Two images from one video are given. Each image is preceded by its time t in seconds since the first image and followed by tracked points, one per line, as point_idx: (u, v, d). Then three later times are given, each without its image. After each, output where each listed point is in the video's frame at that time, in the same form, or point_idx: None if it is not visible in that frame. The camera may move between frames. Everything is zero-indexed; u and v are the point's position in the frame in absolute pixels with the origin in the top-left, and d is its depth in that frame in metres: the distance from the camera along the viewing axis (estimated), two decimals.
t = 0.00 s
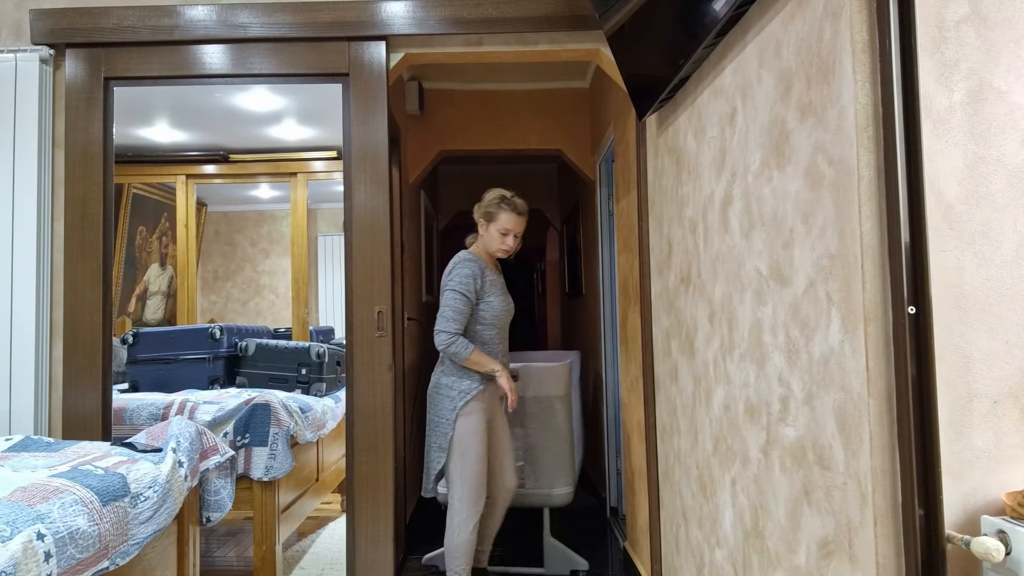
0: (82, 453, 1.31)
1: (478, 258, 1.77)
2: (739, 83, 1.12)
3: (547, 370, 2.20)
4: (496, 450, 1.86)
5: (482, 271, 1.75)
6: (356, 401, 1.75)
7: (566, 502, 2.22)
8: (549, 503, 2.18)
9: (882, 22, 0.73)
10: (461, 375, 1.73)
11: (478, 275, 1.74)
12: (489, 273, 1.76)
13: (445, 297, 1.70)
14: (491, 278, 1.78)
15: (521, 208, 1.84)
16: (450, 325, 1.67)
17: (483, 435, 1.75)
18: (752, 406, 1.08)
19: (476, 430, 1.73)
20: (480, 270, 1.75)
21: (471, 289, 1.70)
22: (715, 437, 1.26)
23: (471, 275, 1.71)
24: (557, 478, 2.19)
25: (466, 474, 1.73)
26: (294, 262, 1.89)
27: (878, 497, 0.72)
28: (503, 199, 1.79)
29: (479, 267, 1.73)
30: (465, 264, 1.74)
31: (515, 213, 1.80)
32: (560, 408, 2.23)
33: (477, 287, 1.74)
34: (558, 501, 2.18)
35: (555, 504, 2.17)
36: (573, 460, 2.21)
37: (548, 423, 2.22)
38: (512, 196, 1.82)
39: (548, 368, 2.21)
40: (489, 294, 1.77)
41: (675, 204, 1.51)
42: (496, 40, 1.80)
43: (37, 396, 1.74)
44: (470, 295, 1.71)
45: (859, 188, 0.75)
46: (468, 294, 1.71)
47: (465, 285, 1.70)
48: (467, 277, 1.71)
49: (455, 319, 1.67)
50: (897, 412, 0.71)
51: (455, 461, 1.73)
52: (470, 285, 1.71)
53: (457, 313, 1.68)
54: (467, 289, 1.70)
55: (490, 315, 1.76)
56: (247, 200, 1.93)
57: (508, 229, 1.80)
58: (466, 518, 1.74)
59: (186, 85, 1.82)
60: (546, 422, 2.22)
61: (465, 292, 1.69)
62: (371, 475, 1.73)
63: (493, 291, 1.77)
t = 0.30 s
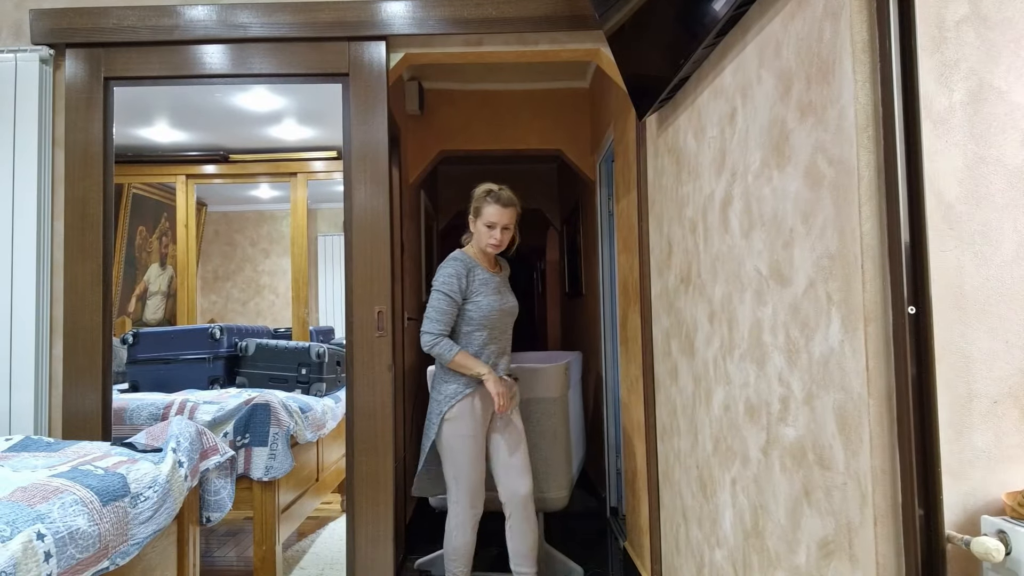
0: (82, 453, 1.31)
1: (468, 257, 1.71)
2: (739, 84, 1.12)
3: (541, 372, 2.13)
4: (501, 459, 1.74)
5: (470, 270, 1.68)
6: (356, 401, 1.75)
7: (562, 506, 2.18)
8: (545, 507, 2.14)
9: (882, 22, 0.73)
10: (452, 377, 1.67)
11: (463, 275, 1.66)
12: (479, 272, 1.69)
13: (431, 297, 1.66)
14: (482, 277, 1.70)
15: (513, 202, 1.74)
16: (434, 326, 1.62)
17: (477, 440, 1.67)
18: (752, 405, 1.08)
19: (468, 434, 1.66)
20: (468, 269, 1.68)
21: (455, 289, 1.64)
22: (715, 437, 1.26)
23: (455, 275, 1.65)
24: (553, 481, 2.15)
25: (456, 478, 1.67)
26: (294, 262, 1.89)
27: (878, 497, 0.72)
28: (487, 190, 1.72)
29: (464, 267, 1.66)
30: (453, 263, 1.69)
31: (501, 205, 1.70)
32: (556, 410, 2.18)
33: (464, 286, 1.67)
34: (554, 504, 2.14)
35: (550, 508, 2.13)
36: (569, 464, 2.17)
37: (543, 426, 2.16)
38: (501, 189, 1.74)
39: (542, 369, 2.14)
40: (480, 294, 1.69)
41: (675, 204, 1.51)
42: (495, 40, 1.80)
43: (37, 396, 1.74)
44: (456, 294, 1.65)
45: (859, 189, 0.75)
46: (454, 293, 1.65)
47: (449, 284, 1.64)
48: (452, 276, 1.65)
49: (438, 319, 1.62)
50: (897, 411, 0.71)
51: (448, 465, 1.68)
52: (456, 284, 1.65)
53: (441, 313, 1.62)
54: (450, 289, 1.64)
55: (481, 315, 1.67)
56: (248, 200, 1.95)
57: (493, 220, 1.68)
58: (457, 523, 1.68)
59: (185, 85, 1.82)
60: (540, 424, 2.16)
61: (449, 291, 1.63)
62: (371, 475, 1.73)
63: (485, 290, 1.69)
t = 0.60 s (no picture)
0: (86, 452, 1.32)
1: (473, 255, 1.64)
2: (742, 83, 1.12)
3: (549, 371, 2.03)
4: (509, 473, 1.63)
5: (473, 268, 1.61)
6: (359, 402, 1.75)
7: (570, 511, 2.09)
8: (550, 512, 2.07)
9: (885, 22, 0.73)
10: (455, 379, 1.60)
11: (465, 274, 1.60)
12: (483, 270, 1.61)
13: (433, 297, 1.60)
14: (486, 275, 1.62)
15: (518, 197, 1.66)
16: (434, 326, 1.57)
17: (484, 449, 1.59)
18: (755, 405, 1.08)
19: (474, 442, 1.58)
20: (471, 267, 1.61)
21: (454, 287, 1.58)
22: (718, 436, 1.26)
23: (455, 273, 1.59)
24: (562, 484, 2.06)
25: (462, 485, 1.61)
26: (297, 260, 2.17)
27: (882, 498, 0.72)
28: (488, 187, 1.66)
29: (465, 264, 1.60)
30: (456, 261, 1.62)
31: (503, 200, 1.63)
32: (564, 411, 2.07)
33: (466, 284, 1.60)
34: (562, 508, 2.06)
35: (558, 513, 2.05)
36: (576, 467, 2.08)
37: (550, 428, 2.07)
38: (505, 185, 1.67)
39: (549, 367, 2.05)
40: (484, 292, 1.61)
41: (678, 203, 1.51)
42: (498, 40, 1.80)
43: (40, 395, 1.74)
44: (458, 293, 1.58)
45: (863, 188, 0.75)
46: (456, 292, 1.58)
47: (450, 283, 1.58)
48: (453, 274, 1.58)
49: (438, 318, 1.56)
50: (901, 411, 0.71)
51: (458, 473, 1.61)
52: (457, 283, 1.59)
53: (441, 312, 1.57)
54: (450, 287, 1.57)
55: (485, 315, 1.59)
56: (250, 200, 2.24)
57: (493, 216, 1.62)
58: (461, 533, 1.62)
59: (189, 87, 1.85)
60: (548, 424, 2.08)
61: (449, 290, 1.57)
62: (375, 474, 1.73)
63: (488, 289, 1.60)
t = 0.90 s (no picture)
0: (90, 451, 1.32)
1: (486, 246, 1.62)
2: (746, 82, 1.12)
3: (564, 371, 2.01)
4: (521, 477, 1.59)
5: (487, 259, 1.58)
6: (363, 401, 1.75)
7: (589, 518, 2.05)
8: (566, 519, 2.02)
9: (889, 21, 0.72)
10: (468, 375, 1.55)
11: (479, 265, 1.57)
12: (496, 261, 1.59)
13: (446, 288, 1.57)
14: (499, 267, 1.59)
15: (533, 187, 1.63)
16: (447, 318, 1.53)
17: (494, 455, 1.53)
18: (758, 405, 1.08)
19: (483, 445, 1.53)
20: (485, 259, 1.59)
21: (469, 277, 1.55)
22: (721, 436, 1.26)
23: (470, 263, 1.56)
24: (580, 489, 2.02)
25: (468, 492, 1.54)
26: (300, 259, 2.22)
27: (886, 498, 0.72)
28: (503, 178, 1.63)
29: (479, 255, 1.57)
30: (469, 253, 1.60)
31: (518, 190, 1.61)
32: (579, 414, 2.04)
33: (480, 276, 1.57)
34: (580, 516, 2.02)
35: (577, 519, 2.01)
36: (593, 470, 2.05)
37: (564, 433, 2.04)
38: (519, 174, 1.65)
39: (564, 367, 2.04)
40: (498, 285, 1.58)
41: (681, 203, 1.51)
42: (500, 39, 1.80)
43: (45, 395, 1.74)
44: (471, 285, 1.55)
45: (866, 187, 0.74)
46: (470, 283, 1.55)
47: (464, 273, 1.55)
48: (467, 264, 1.56)
49: (452, 310, 1.53)
50: (905, 410, 0.71)
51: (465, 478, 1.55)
52: (471, 273, 1.56)
53: (455, 304, 1.53)
54: (464, 277, 1.55)
55: (499, 307, 1.56)
56: (255, 199, 2.31)
57: (509, 206, 1.59)
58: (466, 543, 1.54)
59: (192, 86, 1.85)
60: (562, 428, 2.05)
61: (463, 281, 1.54)
62: (378, 473, 1.73)
63: (502, 281, 1.58)
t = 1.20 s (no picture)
0: (89, 452, 1.32)
1: (482, 245, 1.57)
2: (746, 83, 1.12)
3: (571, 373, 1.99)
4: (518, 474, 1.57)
5: (483, 258, 1.53)
6: (362, 402, 1.75)
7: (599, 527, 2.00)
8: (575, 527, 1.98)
9: (889, 21, 0.72)
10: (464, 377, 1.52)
11: (474, 265, 1.52)
12: (493, 260, 1.54)
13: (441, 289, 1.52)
14: (496, 266, 1.54)
15: (529, 179, 1.59)
16: (442, 321, 1.48)
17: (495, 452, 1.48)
18: (758, 405, 1.08)
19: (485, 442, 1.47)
20: (480, 258, 1.53)
21: (464, 278, 1.49)
22: (721, 436, 1.26)
23: (465, 263, 1.51)
24: (590, 497, 1.98)
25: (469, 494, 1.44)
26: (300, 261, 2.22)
27: (885, 498, 0.72)
28: (498, 172, 1.59)
29: (475, 255, 1.52)
30: (464, 252, 1.54)
31: (513, 183, 1.56)
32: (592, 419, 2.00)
33: (476, 276, 1.52)
34: (590, 525, 1.98)
35: (585, 528, 1.97)
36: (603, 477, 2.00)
37: (576, 437, 1.99)
38: (515, 168, 1.60)
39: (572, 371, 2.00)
40: (494, 284, 1.53)
41: (681, 204, 1.51)
42: (501, 40, 1.80)
43: (44, 396, 1.74)
44: (467, 285, 1.49)
45: (866, 188, 0.74)
46: (466, 284, 1.49)
47: (460, 274, 1.49)
48: (462, 265, 1.50)
49: (447, 313, 1.47)
50: (905, 411, 0.71)
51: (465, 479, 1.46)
52: (466, 273, 1.50)
53: (451, 305, 1.48)
54: (459, 278, 1.49)
55: (496, 308, 1.51)
56: (255, 200, 2.30)
57: (503, 200, 1.55)
58: (466, 550, 1.42)
59: (191, 86, 1.85)
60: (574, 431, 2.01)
61: (458, 282, 1.49)
62: (378, 474, 1.73)
63: (499, 281, 1.53)
